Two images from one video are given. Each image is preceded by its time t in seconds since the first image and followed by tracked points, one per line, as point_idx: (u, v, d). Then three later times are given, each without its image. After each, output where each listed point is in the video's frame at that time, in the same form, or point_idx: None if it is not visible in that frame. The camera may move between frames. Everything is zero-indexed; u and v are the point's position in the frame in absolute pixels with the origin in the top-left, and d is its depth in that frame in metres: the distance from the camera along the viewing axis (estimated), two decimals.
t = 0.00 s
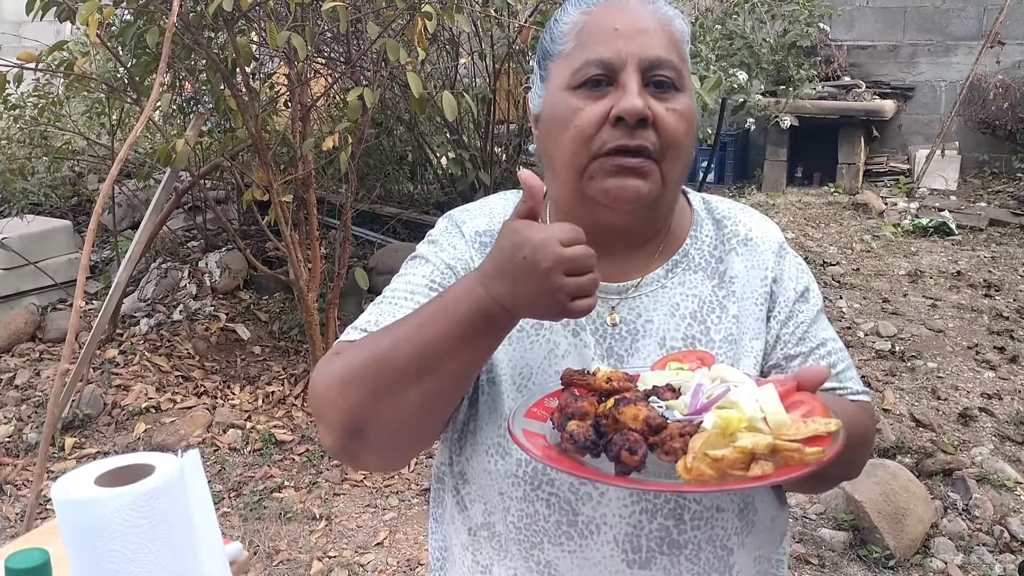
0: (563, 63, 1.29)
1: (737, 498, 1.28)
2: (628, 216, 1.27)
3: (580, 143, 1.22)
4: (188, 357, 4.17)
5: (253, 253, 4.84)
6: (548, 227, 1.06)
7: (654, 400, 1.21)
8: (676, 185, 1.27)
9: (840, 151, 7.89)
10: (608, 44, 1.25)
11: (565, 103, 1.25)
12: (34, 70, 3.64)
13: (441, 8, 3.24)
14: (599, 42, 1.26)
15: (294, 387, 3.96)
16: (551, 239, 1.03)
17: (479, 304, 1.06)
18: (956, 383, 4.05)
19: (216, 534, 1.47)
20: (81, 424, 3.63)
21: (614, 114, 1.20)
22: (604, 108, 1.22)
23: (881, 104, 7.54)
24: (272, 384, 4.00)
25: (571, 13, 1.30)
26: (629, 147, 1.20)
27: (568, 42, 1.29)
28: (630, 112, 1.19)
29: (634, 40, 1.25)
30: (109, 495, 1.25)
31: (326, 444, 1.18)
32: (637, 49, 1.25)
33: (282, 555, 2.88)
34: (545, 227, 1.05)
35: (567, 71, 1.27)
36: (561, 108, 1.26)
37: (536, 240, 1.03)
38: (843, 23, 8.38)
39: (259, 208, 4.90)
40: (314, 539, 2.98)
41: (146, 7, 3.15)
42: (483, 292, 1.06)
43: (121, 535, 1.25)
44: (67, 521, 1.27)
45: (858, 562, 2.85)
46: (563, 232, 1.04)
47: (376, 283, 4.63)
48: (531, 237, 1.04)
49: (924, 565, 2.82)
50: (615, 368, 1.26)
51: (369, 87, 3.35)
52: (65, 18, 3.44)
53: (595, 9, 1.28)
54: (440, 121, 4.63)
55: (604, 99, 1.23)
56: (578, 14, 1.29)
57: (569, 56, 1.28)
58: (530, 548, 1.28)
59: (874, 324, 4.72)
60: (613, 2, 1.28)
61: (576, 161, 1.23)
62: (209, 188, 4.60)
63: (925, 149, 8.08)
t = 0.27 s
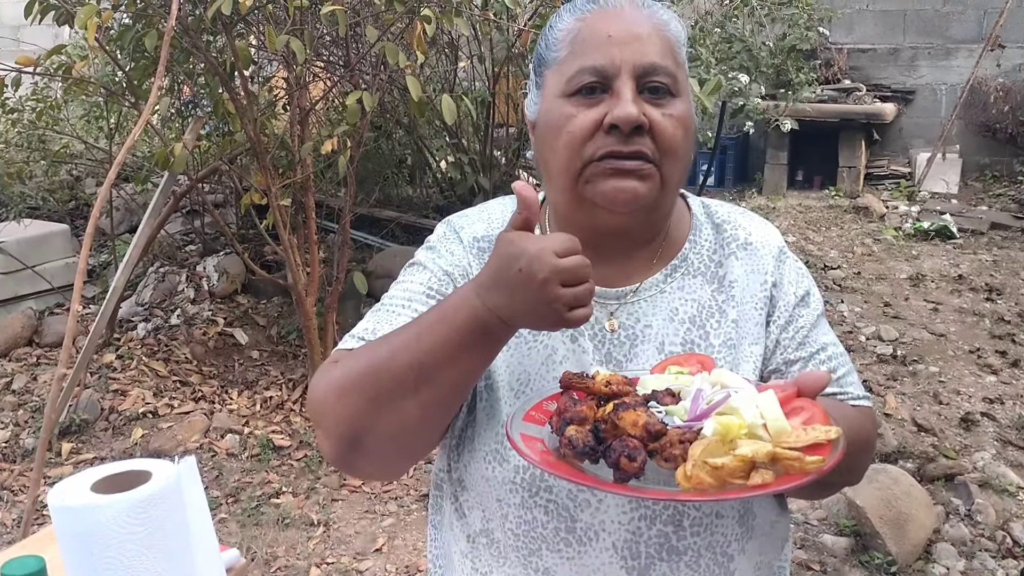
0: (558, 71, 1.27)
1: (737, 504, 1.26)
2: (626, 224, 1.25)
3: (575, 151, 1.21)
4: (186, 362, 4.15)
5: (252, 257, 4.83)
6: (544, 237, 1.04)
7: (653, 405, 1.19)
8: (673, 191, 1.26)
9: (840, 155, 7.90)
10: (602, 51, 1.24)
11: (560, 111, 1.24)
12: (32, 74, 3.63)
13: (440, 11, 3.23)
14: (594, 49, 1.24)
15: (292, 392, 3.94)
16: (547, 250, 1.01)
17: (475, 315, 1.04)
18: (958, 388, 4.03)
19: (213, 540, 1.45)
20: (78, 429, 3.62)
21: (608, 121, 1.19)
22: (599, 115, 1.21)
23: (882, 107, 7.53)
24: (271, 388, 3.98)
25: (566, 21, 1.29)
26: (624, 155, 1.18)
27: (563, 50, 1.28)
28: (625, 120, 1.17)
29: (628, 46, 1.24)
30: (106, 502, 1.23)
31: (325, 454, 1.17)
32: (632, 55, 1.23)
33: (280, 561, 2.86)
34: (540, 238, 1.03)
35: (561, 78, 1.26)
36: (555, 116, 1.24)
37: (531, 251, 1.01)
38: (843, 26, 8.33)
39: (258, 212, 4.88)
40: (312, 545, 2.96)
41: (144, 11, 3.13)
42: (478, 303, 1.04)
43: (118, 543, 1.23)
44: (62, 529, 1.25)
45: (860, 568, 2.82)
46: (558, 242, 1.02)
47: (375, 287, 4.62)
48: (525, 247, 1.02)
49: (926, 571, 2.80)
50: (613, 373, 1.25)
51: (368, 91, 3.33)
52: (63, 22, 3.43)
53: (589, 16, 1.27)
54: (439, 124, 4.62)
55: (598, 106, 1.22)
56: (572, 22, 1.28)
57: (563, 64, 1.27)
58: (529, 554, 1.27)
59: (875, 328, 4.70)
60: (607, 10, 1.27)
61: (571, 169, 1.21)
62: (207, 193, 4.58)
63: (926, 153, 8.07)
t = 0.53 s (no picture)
0: (551, 76, 1.31)
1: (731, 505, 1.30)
2: (623, 225, 1.29)
3: (571, 155, 1.25)
4: (189, 363, 4.19)
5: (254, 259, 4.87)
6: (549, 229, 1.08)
7: (650, 410, 1.22)
8: (670, 192, 1.29)
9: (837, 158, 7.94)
10: (595, 56, 1.28)
11: (555, 116, 1.28)
12: (36, 78, 3.67)
13: (440, 16, 3.26)
14: (587, 54, 1.28)
15: (294, 393, 3.98)
16: (550, 241, 1.05)
17: (480, 312, 1.11)
18: (953, 388, 4.06)
19: (211, 538, 1.49)
20: (82, 430, 3.65)
21: (603, 125, 1.23)
22: (594, 120, 1.25)
23: (879, 111, 7.60)
24: (273, 390, 4.02)
25: (558, 27, 1.32)
26: (620, 158, 1.23)
27: (556, 57, 1.31)
28: (619, 122, 1.22)
29: (621, 51, 1.28)
30: (114, 499, 1.27)
31: (331, 453, 1.23)
32: (624, 60, 1.27)
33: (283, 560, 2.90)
34: (544, 229, 1.08)
35: (556, 83, 1.29)
36: (551, 121, 1.28)
37: (536, 244, 1.05)
38: (840, 28, 8.40)
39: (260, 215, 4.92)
40: (314, 544, 3.00)
41: (148, 17, 3.18)
42: (483, 299, 1.10)
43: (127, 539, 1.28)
44: (66, 529, 1.29)
45: (856, 565, 2.86)
46: (562, 232, 1.06)
47: (376, 290, 4.66)
48: (531, 238, 1.06)
49: (923, 570, 2.84)
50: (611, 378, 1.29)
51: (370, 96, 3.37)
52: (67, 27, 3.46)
53: (580, 21, 1.30)
54: (440, 128, 4.67)
55: (593, 110, 1.26)
56: (564, 28, 1.31)
57: (557, 70, 1.30)
58: (528, 553, 1.30)
59: (871, 329, 4.74)
60: (599, 15, 1.30)
61: (569, 173, 1.25)
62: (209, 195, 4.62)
63: (923, 155, 8.12)
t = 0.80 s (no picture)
0: (548, 75, 1.28)
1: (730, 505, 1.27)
2: (621, 225, 1.26)
3: (569, 156, 1.21)
4: (183, 365, 4.16)
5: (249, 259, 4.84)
6: (539, 249, 1.06)
7: (650, 408, 1.20)
8: (668, 191, 1.27)
9: (836, 156, 7.92)
10: (592, 55, 1.25)
11: (552, 116, 1.25)
12: (28, 78, 3.63)
13: (435, 14, 3.23)
14: (583, 53, 1.25)
15: (290, 394, 3.95)
16: (543, 261, 1.03)
17: (477, 329, 1.07)
18: (953, 388, 4.04)
19: (205, 543, 1.46)
20: (75, 432, 3.62)
21: (602, 125, 1.19)
22: (591, 119, 1.21)
23: (877, 108, 7.54)
24: (268, 391, 3.99)
25: (553, 25, 1.30)
26: (618, 159, 1.20)
27: (552, 55, 1.28)
28: (617, 123, 1.18)
29: (618, 49, 1.25)
30: (99, 504, 1.24)
31: (335, 468, 1.20)
32: (621, 58, 1.24)
33: (277, 563, 2.87)
34: (537, 248, 1.06)
35: (552, 83, 1.27)
36: (547, 122, 1.25)
37: (528, 263, 1.03)
38: (839, 27, 8.40)
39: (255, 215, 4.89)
40: (309, 547, 2.97)
41: (140, 15, 3.14)
42: (480, 318, 1.06)
43: (111, 544, 1.24)
44: (56, 532, 1.26)
45: (856, 567, 2.83)
46: (554, 253, 1.05)
47: (372, 290, 4.63)
48: (521, 259, 1.04)
49: (921, 571, 2.80)
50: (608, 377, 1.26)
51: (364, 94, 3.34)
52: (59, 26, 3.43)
53: (576, 19, 1.28)
54: (436, 127, 4.64)
55: (590, 110, 1.23)
56: (559, 26, 1.29)
57: (553, 69, 1.27)
58: (522, 554, 1.27)
59: (871, 329, 4.72)
60: (595, 13, 1.27)
61: (566, 174, 1.22)
62: (204, 195, 4.59)
63: (922, 153, 8.09)
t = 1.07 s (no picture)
0: (540, 77, 1.29)
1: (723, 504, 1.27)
2: (612, 225, 1.26)
3: (560, 159, 1.21)
4: (180, 366, 4.15)
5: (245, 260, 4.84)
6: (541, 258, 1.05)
7: (647, 411, 1.19)
8: (660, 192, 1.26)
9: (833, 156, 7.93)
10: (583, 57, 1.25)
11: (543, 118, 1.25)
12: (23, 78, 3.62)
13: (432, 15, 3.23)
14: (574, 55, 1.25)
15: (287, 395, 3.95)
16: (547, 271, 1.02)
17: (478, 339, 1.07)
18: (949, 388, 4.05)
19: (200, 542, 1.46)
20: (71, 433, 3.62)
21: (592, 128, 1.19)
22: (582, 121, 1.22)
23: (873, 108, 7.56)
24: (264, 392, 3.99)
25: (545, 27, 1.30)
26: (609, 161, 1.20)
27: (544, 57, 1.29)
28: (608, 125, 1.18)
29: (609, 51, 1.25)
30: (94, 505, 1.24)
31: (340, 477, 1.21)
32: (612, 60, 1.24)
33: (274, 564, 2.87)
34: (537, 258, 1.05)
35: (544, 85, 1.27)
36: (539, 124, 1.25)
37: (532, 274, 1.02)
38: (835, 28, 8.40)
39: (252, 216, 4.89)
40: (306, 548, 2.96)
41: (136, 15, 3.14)
42: (480, 325, 1.07)
43: (106, 545, 1.24)
44: (50, 531, 1.25)
45: (852, 567, 2.84)
46: (557, 261, 1.04)
47: (368, 291, 4.63)
48: (525, 270, 1.03)
49: (918, 570, 2.80)
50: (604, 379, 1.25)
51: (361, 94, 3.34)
52: (55, 27, 3.42)
53: (568, 22, 1.28)
54: (432, 127, 4.64)
55: (582, 112, 1.23)
56: (551, 28, 1.29)
57: (545, 71, 1.28)
58: (517, 554, 1.27)
59: (867, 329, 4.72)
60: (587, 15, 1.28)
61: (557, 175, 1.22)
62: (200, 196, 4.58)
63: (918, 154, 8.11)
